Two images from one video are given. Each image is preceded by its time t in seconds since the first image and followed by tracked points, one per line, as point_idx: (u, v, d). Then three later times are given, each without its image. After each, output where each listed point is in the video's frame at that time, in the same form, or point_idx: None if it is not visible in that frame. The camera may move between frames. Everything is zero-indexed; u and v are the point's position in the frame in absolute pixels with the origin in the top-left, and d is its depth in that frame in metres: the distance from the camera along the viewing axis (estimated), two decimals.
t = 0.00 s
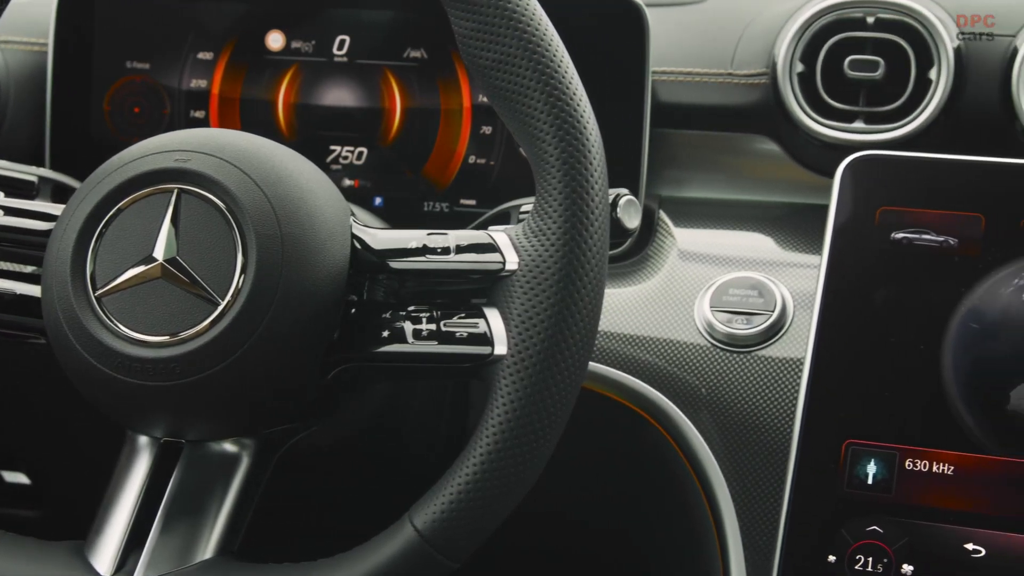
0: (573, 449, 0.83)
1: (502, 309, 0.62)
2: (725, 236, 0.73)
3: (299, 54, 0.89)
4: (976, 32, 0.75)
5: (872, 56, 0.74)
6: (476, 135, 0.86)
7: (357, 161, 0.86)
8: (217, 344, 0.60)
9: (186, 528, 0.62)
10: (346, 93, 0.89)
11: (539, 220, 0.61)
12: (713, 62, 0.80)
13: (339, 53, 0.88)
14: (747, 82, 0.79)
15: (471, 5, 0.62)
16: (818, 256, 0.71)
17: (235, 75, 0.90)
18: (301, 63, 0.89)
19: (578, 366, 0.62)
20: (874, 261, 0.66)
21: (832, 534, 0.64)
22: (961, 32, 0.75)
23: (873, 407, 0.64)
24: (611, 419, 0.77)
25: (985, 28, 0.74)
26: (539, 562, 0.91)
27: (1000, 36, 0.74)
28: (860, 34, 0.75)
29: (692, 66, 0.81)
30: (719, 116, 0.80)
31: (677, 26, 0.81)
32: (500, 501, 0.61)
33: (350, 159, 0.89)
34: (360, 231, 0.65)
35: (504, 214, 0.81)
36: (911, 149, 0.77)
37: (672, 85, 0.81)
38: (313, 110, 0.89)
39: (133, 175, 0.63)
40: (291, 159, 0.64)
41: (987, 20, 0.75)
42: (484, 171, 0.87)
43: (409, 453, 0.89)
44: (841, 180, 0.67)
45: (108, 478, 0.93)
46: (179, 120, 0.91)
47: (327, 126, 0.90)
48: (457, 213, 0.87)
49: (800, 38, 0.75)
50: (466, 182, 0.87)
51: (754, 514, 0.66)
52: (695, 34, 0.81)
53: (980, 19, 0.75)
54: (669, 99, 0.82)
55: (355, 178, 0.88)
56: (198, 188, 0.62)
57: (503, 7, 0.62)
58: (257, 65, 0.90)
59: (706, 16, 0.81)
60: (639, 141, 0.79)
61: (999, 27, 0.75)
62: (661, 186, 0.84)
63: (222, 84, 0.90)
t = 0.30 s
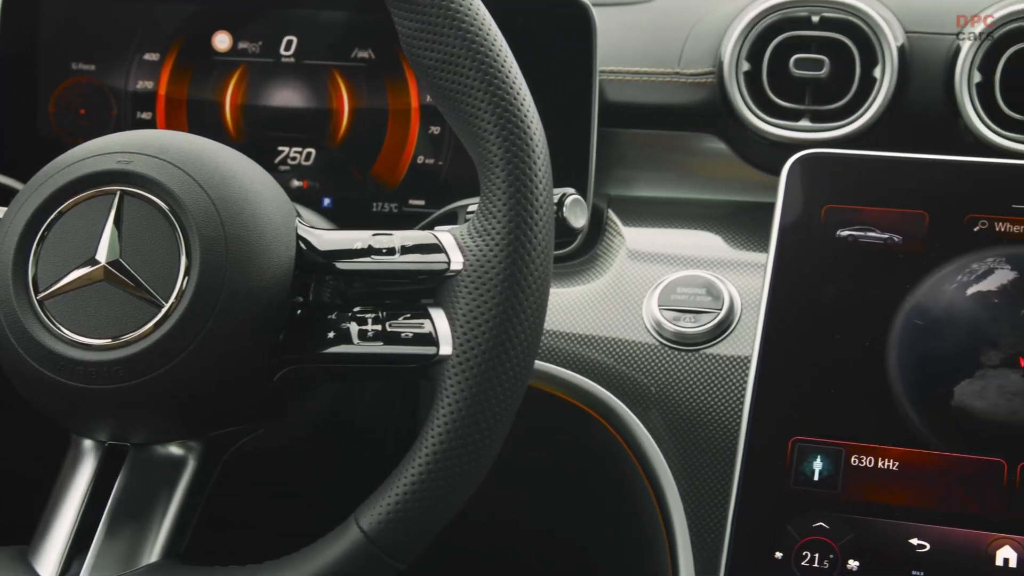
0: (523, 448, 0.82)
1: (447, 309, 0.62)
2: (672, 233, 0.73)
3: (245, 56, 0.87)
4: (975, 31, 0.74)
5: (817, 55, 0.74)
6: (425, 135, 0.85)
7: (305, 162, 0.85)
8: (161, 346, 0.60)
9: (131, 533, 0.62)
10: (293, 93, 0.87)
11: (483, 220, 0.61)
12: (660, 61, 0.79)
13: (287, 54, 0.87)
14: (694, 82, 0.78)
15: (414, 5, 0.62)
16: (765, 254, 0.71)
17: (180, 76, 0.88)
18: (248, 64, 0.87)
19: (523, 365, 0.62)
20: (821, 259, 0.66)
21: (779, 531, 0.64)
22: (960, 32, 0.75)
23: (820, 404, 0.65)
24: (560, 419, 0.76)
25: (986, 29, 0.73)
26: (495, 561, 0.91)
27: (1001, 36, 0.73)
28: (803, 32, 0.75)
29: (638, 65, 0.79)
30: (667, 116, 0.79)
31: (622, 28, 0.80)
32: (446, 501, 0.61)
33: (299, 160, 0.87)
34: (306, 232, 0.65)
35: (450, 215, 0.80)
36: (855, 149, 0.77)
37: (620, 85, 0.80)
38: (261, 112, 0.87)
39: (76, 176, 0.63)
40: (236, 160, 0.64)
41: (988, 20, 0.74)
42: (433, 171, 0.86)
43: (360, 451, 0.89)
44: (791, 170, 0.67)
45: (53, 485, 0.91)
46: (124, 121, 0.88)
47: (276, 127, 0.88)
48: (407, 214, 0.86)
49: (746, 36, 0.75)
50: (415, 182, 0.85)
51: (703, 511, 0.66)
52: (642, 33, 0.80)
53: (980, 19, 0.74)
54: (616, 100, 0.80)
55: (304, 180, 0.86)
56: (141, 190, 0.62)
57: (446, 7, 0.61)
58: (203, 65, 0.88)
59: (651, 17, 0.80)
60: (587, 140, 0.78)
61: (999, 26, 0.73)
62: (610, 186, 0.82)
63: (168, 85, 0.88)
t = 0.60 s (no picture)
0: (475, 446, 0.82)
1: (390, 309, 0.62)
2: (619, 232, 0.73)
3: (189, 57, 0.85)
4: (977, 31, 0.74)
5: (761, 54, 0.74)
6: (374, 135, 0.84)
7: (251, 165, 0.83)
8: (102, 349, 0.59)
9: (74, 539, 0.62)
10: (239, 94, 0.85)
11: (426, 220, 0.61)
12: (606, 61, 0.79)
13: (232, 55, 0.85)
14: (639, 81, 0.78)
15: (356, 6, 0.62)
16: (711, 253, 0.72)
17: (125, 77, 0.86)
18: (192, 66, 0.85)
19: (467, 365, 0.62)
20: (765, 257, 0.66)
21: (725, 529, 0.64)
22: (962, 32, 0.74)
23: (765, 402, 0.65)
24: (510, 419, 0.76)
25: (988, 30, 0.74)
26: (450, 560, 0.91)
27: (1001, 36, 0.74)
28: (747, 31, 0.75)
29: (584, 65, 0.79)
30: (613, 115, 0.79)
31: (571, 27, 0.80)
32: (390, 502, 0.60)
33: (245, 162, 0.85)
34: (250, 233, 0.64)
35: (397, 216, 0.79)
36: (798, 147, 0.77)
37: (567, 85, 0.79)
38: (207, 114, 0.85)
39: (16, 179, 0.62)
40: (179, 161, 0.64)
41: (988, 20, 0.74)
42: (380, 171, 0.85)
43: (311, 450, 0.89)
44: (739, 167, 0.67)
45: None
46: (67, 123, 0.86)
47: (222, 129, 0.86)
48: (354, 216, 0.84)
49: (691, 36, 0.75)
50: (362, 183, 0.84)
51: (651, 510, 0.66)
52: (588, 34, 0.80)
53: (981, 18, 0.74)
54: (563, 99, 0.80)
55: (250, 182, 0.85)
56: (82, 192, 0.61)
57: (388, 7, 0.61)
58: (146, 66, 0.86)
59: (600, 16, 0.80)
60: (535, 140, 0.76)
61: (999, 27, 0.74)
62: (558, 185, 0.82)
63: (112, 87, 0.86)
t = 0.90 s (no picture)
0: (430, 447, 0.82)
1: (336, 311, 0.62)
2: (569, 232, 0.73)
3: (136, 59, 0.84)
4: (976, 31, 0.75)
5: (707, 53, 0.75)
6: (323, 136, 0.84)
7: (199, 167, 0.83)
8: (45, 353, 0.59)
9: (18, 545, 0.61)
10: (187, 96, 0.84)
11: (371, 220, 0.61)
12: (554, 61, 0.79)
13: (179, 56, 0.84)
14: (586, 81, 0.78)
15: (299, 7, 0.62)
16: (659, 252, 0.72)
17: (72, 78, 0.85)
18: (139, 67, 0.84)
19: (413, 365, 0.62)
20: (712, 256, 0.67)
21: (673, 527, 0.64)
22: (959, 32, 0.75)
23: (713, 400, 0.65)
24: (463, 419, 0.76)
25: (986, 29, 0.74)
26: (407, 560, 0.91)
27: (1001, 36, 0.74)
28: (696, 30, 0.75)
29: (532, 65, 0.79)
30: (562, 115, 0.79)
31: (521, 26, 0.80)
32: (336, 503, 0.60)
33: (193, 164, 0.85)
34: (195, 234, 0.64)
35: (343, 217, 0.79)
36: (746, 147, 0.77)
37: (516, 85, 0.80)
38: (154, 116, 0.84)
39: None
40: (123, 163, 0.63)
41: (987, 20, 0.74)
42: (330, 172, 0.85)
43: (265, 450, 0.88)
44: (690, 164, 0.68)
45: None
46: (13, 125, 0.86)
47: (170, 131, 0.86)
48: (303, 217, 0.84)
49: (639, 34, 0.75)
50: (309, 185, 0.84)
51: (600, 509, 0.66)
52: (536, 34, 0.80)
53: (980, 18, 0.74)
54: (513, 99, 0.80)
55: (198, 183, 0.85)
56: (24, 195, 0.61)
57: (331, 8, 0.61)
58: (93, 67, 0.85)
59: (551, 15, 0.80)
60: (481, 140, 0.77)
61: (999, 27, 0.74)
62: (508, 186, 0.82)
63: (58, 88, 0.85)
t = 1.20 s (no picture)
0: (384, 447, 0.82)
1: (279, 312, 0.61)
2: (518, 232, 0.73)
3: (80, 60, 0.84)
4: (977, 31, 0.75)
5: (653, 52, 0.75)
6: (270, 137, 0.84)
7: (144, 169, 0.83)
8: None
9: None
10: (132, 97, 0.84)
11: (314, 221, 0.61)
12: (502, 61, 0.79)
13: (124, 58, 0.84)
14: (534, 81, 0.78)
15: (241, 7, 0.61)
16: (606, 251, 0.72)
17: (16, 79, 0.84)
18: (84, 68, 0.84)
19: (358, 367, 0.61)
20: (658, 255, 0.67)
21: (620, 526, 0.64)
22: (961, 32, 0.75)
23: (659, 399, 0.65)
24: (414, 419, 0.76)
25: (987, 28, 0.75)
26: (364, 561, 0.90)
27: (999, 36, 0.75)
28: (640, 29, 0.76)
29: (479, 65, 0.79)
30: (510, 115, 0.79)
31: (468, 27, 0.80)
32: (281, 506, 0.60)
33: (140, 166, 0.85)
34: (139, 236, 0.64)
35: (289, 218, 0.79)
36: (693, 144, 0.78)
37: (463, 86, 0.79)
38: (99, 118, 0.84)
39: None
40: (64, 165, 0.63)
41: (988, 21, 0.76)
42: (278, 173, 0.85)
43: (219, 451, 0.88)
44: (641, 162, 0.68)
45: None
46: None
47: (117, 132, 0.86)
48: (251, 218, 0.84)
49: (585, 34, 0.76)
50: (258, 186, 0.84)
51: (548, 508, 0.66)
52: (483, 34, 0.79)
53: (980, 19, 0.75)
54: (459, 100, 0.80)
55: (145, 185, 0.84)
56: None
57: (272, 9, 0.61)
58: (38, 68, 0.84)
59: (498, 16, 0.79)
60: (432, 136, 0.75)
61: (998, 26, 0.75)
62: (455, 185, 0.82)
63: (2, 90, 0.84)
